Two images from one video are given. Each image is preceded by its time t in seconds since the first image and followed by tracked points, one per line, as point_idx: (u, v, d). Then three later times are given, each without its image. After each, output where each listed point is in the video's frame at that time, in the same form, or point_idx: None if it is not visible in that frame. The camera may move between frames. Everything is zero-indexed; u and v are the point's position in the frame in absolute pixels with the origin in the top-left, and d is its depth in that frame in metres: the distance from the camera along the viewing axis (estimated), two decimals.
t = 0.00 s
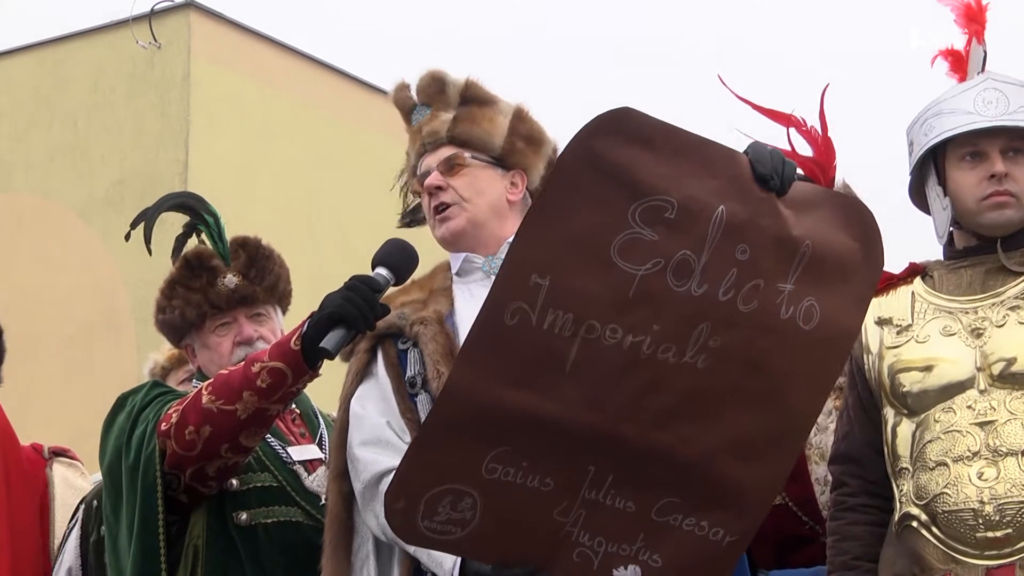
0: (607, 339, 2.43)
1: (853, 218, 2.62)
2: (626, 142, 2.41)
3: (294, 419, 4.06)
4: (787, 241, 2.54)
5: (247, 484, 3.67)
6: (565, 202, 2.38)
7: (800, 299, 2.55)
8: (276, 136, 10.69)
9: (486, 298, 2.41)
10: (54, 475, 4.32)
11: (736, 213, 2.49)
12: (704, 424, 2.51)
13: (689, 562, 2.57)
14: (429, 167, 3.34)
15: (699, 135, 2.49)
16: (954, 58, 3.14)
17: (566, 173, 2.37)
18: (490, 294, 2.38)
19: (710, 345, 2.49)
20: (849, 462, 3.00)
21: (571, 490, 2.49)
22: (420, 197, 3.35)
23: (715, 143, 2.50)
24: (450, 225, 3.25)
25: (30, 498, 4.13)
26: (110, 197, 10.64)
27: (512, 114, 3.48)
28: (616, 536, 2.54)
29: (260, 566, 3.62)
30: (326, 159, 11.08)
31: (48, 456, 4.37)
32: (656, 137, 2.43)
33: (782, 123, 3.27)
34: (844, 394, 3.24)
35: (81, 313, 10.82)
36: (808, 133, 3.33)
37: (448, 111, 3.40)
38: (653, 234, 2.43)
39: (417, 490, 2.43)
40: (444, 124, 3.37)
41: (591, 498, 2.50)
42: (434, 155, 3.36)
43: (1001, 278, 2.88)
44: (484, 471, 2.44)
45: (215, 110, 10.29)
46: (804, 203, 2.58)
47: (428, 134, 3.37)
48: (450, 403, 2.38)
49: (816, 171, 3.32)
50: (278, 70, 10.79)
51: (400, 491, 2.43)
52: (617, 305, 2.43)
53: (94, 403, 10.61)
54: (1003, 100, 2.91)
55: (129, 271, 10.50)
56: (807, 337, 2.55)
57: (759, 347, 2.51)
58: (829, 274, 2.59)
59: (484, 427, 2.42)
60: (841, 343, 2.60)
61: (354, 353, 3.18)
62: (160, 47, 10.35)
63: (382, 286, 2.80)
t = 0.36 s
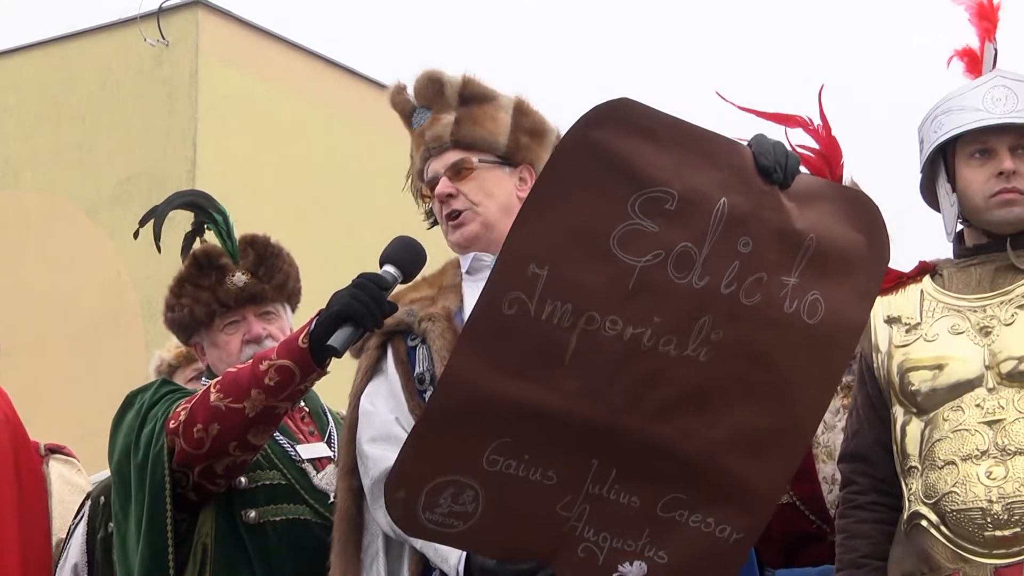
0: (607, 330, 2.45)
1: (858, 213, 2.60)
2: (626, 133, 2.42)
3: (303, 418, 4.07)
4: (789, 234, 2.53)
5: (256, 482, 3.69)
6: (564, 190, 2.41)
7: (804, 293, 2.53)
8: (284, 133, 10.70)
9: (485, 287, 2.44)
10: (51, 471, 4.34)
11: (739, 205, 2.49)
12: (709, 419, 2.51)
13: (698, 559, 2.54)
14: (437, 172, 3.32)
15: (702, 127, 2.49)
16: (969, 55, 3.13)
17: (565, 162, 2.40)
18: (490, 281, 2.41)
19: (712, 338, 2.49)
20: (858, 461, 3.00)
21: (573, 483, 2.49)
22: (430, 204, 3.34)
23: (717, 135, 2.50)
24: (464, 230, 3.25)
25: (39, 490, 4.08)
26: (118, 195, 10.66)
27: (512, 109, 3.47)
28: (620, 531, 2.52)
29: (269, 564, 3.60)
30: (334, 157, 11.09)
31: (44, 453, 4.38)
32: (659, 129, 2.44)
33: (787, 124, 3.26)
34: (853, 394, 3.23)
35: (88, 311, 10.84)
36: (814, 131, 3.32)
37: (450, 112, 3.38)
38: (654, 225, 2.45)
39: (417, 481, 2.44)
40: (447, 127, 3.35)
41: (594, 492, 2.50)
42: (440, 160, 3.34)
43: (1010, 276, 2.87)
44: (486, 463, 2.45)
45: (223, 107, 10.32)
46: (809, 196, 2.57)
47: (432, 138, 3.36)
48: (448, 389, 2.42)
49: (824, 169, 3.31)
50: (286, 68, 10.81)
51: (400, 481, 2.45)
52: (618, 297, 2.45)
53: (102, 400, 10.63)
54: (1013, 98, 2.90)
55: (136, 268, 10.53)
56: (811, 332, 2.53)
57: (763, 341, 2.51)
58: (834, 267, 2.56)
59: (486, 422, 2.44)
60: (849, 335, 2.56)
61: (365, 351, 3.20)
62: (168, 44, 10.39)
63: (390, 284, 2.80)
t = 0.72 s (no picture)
0: (621, 342, 2.41)
1: (870, 224, 2.63)
2: (643, 145, 2.39)
3: (308, 418, 4.07)
4: (802, 245, 2.53)
5: (260, 482, 3.69)
6: (580, 205, 2.36)
7: (815, 303, 2.54)
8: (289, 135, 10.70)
9: (500, 300, 2.37)
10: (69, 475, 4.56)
11: (753, 215, 2.48)
12: (718, 427, 2.50)
13: (703, 564, 2.54)
14: (442, 174, 3.32)
15: (716, 139, 2.47)
16: (975, 57, 3.13)
17: (581, 178, 2.35)
18: (507, 296, 2.35)
19: (725, 348, 2.48)
20: (862, 463, 2.99)
21: (584, 492, 2.47)
22: (436, 206, 3.34)
23: (732, 146, 2.48)
24: (472, 235, 3.26)
25: (58, 496, 3.84)
26: (123, 196, 10.67)
27: (516, 109, 3.48)
28: (629, 538, 2.52)
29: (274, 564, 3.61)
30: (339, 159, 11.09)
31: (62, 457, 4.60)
32: (672, 141, 2.42)
33: (792, 124, 3.25)
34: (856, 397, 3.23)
35: (94, 312, 10.85)
36: (819, 134, 3.32)
37: (455, 113, 3.38)
38: (669, 237, 2.42)
39: (430, 492, 2.40)
40: (453, 128, 3.34)
41: (603, 499, 2.48)
42: (445, 161, 3.34)
43: (1016, 279, 2.87)
44: (498, 473, 2.41)
45: (228, 109, 10.32)
46: (821, 206, 2.58)
47: (437, 139, 3.35)
48: (460, 406, 2.35)
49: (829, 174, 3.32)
50: (291, 70, 10.81)
51: (411, 492, 2.40)
52: (634, 308, 2.42)
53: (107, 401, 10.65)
54: (1017, 101, 2.89)
55: (142, 270, 10.54)
56: (823, 341, 2.54)
57: (773, 350, 2.50)
58: (845, 276, 2.58)
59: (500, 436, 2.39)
60: (856, 346, 2.59)
61: (367, 352, 3.17)
62: (173, 47, 10.40)
63: (394, 286, 2.80)
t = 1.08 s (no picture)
0: (636, 349, 2.43)
1: (881, 227, 2.63)
2: (658, 153, 2.42)
3: (317, 421, 4.10)
4: (816, 250, 2.53)
5: (270, 485, 3.71)
6: (595, 211, 2.38)
7: (829, 309, 2.54)
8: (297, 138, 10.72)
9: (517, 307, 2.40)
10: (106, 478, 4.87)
11: (766, 222, 2.49)
12: (731, 434, 2.50)
13: (717, 568, 2.55)
14: (475, 182, 3.25)
15: (730, 146, 2.49)
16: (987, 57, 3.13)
17: (597, 186, 2.37)
18: (523, 303, 2.38)
19: (739, 355, 2.48)
20: (870, 467, 3.00)
21: (598, 498, 2.48)
22: (460, 212, 3.27)
23: (746, 153, 2.50)
24: (502, 248, 3.24)
25: (78, 506, 3.88)
26: (131, 199, 10.70)
27: (535, 118, 3.45)
28: (642, 544, 2.53)
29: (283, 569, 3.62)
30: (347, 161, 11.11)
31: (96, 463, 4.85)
32: (689, 149, 2.45)
33: (803, 127, 3.26)
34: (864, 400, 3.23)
35: (102, 315, 10.87)
36: (828, 138, 3.31)
37: (489, 120, 3.30)
38: (683, 244, 2.44)
39: (446, 499, 2.43)
40: (491, 137, 3.27)
41: (618, 506, 2.49)
42: (478, 169, 3.27)
43: None
44: (513, 481, 2.43)
45: (236, 112, 10.34)
46: (834, 212, 2.59)
47: (471, 146, 3.27)
48: (476, 412, 2.38)
49: (836, 179, 3.31)
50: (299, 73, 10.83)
51: (427, 501, 2.43)
52: (649, 315, 2.43)
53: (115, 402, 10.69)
54: None
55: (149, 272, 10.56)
56: (836, 348, 2.54)
57: (787, 356, 2.50)
58: (857, 281, 2.58)
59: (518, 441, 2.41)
60: (870, 352, 2.58)
61: (373, 358, 3.19)
62: (181, 50, 10.43)
63: (404, 289, 2.81)
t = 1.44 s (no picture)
0: (658, 353, 2.44)
1: (896, 230, 2.64)
2: (678, 158, 2.44)
3: (330, 426, 4.12)
4: (834, 253, 2.55)
5: (282, 488, 3.72)
6: (616, 220, 2.40)
7: (846, 311, 2.55)
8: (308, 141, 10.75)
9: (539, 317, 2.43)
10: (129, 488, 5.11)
11: (785, 226, 2.50)
12: (749, 437, 2.51)
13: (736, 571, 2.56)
14: (502, 178, 3.28)
15: (747, 150, 2.51)
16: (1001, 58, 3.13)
17: (619, 194, 2.40)
18: (546, 311, 2.40)
19: (758, 358, 2.49)
20: (884, 471, 2.99)
21: (618, 504, 2.48)
22: (482, 207, 3.29)
23: (763, 157, 2.52)
24: (522, 249, 3.25)
25: (88, 505, 3.85)
26: (142, 202, 10.73)
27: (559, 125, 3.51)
28: (661, 549, 2.52)
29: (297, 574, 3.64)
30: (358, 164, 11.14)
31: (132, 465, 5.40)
32: (707, 153, 2.46)
33: (814, 130, 3.27)
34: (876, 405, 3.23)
35: (113, 318, 10.90)
36: (841, 139, 3.32)
37: (521, 119, 3.34)
38: (704, 248, 2.45)
39: (468, 507, 2.43)
40: (523, 136, 3.32)
41: (638, 511, 2.49)
42: (505, 166, 3.30)
43: None
44: (536, 488, 2.45)
45: (248, 115, 10.37)
46: (850, 215, 2.60)
47: (503, 142, 3.30)
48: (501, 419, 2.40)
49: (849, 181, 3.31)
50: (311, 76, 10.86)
51: (450, 509, 2.43)
52: (670, 320, 2.45)
53: (126, 404, 10.72)
54: None
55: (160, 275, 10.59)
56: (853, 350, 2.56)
57: (805, 359, 2.51)
58: (874, 284, 2.59)
59: (537, 447, 2.42)
60: (885, 354, 2.59)
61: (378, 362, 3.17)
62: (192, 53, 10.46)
63: (419, 293, 2.83)
